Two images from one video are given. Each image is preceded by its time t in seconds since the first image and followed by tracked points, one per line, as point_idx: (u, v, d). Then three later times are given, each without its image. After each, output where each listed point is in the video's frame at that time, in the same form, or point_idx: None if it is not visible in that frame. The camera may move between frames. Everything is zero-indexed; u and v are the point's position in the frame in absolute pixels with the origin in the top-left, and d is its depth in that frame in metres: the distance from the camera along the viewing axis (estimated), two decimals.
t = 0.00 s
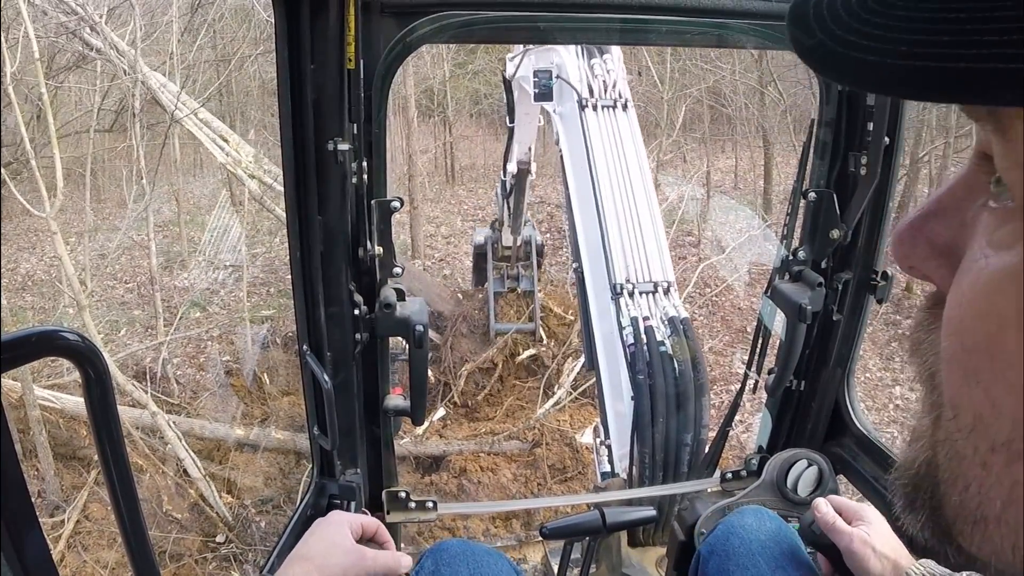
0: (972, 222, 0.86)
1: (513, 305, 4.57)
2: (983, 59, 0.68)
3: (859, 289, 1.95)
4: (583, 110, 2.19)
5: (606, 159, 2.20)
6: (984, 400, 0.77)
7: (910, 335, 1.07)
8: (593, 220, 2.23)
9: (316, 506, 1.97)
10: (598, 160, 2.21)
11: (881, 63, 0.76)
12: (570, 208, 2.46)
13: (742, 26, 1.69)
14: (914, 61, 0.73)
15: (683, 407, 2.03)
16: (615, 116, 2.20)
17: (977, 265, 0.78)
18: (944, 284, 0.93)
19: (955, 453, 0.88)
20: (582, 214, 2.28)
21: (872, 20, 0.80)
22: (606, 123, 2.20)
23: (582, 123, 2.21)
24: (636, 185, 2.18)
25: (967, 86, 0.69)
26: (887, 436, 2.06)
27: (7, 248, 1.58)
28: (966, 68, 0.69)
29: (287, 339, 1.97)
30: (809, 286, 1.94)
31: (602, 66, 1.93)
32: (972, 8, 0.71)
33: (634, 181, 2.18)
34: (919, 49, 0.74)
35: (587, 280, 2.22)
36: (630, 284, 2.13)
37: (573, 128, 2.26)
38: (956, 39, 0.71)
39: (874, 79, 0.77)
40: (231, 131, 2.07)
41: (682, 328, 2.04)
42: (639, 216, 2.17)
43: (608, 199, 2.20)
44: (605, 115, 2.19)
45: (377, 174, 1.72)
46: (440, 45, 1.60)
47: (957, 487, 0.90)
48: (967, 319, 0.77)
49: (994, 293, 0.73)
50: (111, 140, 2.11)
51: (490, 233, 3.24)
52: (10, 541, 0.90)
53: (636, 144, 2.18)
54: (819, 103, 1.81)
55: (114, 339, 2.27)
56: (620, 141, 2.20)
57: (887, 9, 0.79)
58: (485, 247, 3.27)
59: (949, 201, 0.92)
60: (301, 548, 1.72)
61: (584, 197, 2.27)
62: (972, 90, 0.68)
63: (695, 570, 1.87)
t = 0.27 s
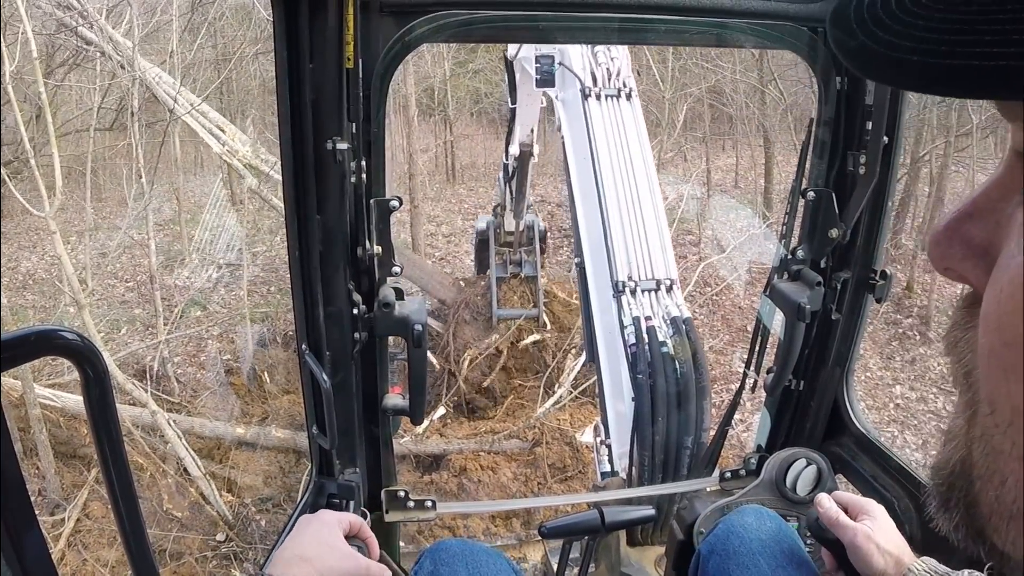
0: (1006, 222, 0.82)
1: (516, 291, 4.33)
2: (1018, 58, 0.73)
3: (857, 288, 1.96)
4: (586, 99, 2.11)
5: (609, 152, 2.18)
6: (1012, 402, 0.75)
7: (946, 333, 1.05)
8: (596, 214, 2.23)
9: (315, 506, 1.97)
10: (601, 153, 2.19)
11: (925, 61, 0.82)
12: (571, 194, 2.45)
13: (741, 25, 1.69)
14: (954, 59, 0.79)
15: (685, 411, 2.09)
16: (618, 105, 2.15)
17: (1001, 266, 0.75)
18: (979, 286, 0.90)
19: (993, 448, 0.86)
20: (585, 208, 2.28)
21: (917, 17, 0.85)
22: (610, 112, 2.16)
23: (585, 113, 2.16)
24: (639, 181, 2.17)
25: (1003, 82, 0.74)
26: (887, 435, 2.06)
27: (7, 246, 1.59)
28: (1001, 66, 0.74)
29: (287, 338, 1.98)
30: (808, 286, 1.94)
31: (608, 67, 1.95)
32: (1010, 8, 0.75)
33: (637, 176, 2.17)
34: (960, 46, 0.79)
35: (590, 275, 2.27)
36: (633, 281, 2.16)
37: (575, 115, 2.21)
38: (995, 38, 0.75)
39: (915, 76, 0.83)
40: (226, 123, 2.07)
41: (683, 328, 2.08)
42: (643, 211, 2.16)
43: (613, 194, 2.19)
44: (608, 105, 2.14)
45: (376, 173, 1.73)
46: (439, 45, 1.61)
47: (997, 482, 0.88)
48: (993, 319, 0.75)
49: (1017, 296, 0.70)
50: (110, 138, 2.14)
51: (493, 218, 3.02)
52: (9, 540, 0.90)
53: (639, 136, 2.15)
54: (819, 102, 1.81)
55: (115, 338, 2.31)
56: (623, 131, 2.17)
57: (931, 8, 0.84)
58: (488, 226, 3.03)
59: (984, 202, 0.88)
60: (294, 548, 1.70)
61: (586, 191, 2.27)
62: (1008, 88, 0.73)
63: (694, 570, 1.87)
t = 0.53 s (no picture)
0: (1013, 228, 0.82)
1: (519, 268, 4.24)
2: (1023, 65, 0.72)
3: (860, 288, 1.95)
4: (593, 87, 2.04)
5: (617, 144, 2.14)
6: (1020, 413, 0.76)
7: (954, 340, 1.05)
8: (602, 208, 2.22)
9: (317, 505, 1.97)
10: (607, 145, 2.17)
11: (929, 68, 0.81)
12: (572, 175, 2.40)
13: (742, 24, 1.69)
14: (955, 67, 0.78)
15: (689, 410, 2.11)
16: (626, 93, 2.06)
17: (1009, 272, 0.75)
18: (987, 290, 0.90)
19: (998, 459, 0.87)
20: (590, 201, 2.26)
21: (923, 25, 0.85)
22: (617, 102, 2.08)
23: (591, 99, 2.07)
24: (647, 177, 2.13)
25: (1005, 90, 0.73)
26: (888, 434, 2.07)
27: (8, 246, 1.59)
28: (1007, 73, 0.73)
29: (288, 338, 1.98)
30: (810, 285, 1.94)
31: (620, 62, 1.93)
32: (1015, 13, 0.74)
33: (645, 170, 2.12)
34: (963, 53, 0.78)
35: (594, 271, 2.26)
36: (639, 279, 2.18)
37: (581, 101, 2.12)
38: (998, 44, 0.75)
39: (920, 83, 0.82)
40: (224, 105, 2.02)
41: (689, 330, 2.10)
42: (650, 207, 2.14)
43: (622, 190, 2.16)
44: (615, 93, 2.05)
45: (377, 171, 1.73)
46: (441, 44, 1.61)
47: (1005, 492, 0.89)
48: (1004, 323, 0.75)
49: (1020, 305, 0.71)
50: (110, 136, 2.15)
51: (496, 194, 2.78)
52: (12, 539, 0.90)
53: (648, 128, 2.09)
54: (822, 102, 1.81)
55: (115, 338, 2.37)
56: (632, 124, 2.12)
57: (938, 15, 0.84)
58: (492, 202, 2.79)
59: (990, 207, 0.87)
60: (300, 548, 1.67)
61: (593, 183, 2.23)
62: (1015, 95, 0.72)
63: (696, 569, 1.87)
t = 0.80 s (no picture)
0: (1013, 239, 0.81)
1: (523, 242, 3.83)
2: None
3: (862, 286, 1.95)
4: (600, 76, 1.99)
5: (623, 136, 2.12)
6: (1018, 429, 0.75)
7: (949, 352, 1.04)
8: (607, 196, 2.16)
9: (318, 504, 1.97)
10: (613, 135, 2.13)
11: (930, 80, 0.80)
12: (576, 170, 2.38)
13: (743, 23, 1.68)
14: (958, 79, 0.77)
15: (694, 408, 2.11)
16: (634, 82, 2.00)
17: (1006, 284, 0.75)
18: (987, 303, 0.89)
19: (1006, 479, 0.87)
20: (596, 192, 2.19)
21: (920, 35, 0.83)
22: (626, 86, 2.01)
23: (598, 88, 2.02)
24: (655, 167, 2.10)
25: (1009, 104, 0.71)
26: (889, 433, 2.07)
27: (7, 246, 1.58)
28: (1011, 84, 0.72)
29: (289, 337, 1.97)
30: (812, 283, 1.94)
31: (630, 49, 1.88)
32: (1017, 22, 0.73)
33: (653, 162, 2.10)
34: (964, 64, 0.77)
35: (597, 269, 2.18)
36: (645, 276, 2.13)
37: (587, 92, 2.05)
38: (1002, 54, 0.73)
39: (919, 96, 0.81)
40: (223, 90, 1.99)
41: (695, 331, 2.08)
42: (658, 199, 2.10)
43: (630, 180, 2.12)
44: (624, 81, 2.00)
45: (379, 170, 1.73)
46: (442, 43, 1.61)
47: (1009, 511, 0.88)
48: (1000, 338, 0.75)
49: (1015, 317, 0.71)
50: (110, 135, 2.18)
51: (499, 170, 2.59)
52: (14, 538, 0.90)
53: (656, 118, 2.07)
54: (822, 99, 1.82)
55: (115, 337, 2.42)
56: (640, 112, 2.08)
57: (934, 24, 0.82)
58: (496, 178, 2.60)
59: (989, 216, 0.87)
60: (298, 551, 1.67)
61: (599, 172, 2.18)
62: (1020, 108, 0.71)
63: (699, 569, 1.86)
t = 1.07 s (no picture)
0: (993, 248, 0.84)
1: (521, 219, 3.80)
2: None
3: (862, 286, 1.94)
4: (607, 66, 1.95)
5: (630, 131, 2.13)
6: (1005, 432, 0.77)
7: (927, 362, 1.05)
8: (613, 199, 2.20)
9: (319, 504, 1.97)
10: (619, 128, 2.14)
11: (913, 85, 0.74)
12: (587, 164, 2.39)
13: (744, 22, 1.68)
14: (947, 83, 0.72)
15: (697, 408, 2.12)
16: (641, 72, 2.00)
17: (991, 290, 0.77)
18: (963, 308, 0.92)
19: (985, 487, 0.87)
20: (602, 193, 2.24)
21: (901, 42, 0.78)
22: (632, 85, 2.04)
23: (605, 79, 1.99)
24: (662, 165, 2.11)
25: (991, 111, 0.68)
26: (890, 432, 2.07)
27: (9, 245, 1.59)
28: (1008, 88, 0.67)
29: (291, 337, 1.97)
30: (812, 283, 1.93)
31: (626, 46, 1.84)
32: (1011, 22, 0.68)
33: (660, 160, 2.11)
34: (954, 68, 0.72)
35: (601, 263, 2.22)
36: (649, 277, 2.15)
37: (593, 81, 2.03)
38: (983, 58, 0.69)
39: (903, 104, 0.75)
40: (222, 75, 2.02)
41: (699, 334, 2.10)
42: (664, 199, 2.13)
43: (636, 182, 2.15)
44: (631, 70, 1.99)
45: (380, 169, 1.73)
46: (443, 43, 1.61)
47: (988, 517, 0.90)
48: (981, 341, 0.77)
49: (1003, 318, 0.73)
50: (110, 136, 2.21)
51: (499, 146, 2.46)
52: (13, 539, 0.90)
53: (663, 110, 2.06)
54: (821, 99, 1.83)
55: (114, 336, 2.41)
56: (647, 107, 2.09)
57: (917, 29, 0.78)
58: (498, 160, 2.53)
59: (967, 223, 0.90)
60: (309, 552, 1.67)
61: (604, 176, 2.22)
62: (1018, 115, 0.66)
63: (701, 569, 1.86)
